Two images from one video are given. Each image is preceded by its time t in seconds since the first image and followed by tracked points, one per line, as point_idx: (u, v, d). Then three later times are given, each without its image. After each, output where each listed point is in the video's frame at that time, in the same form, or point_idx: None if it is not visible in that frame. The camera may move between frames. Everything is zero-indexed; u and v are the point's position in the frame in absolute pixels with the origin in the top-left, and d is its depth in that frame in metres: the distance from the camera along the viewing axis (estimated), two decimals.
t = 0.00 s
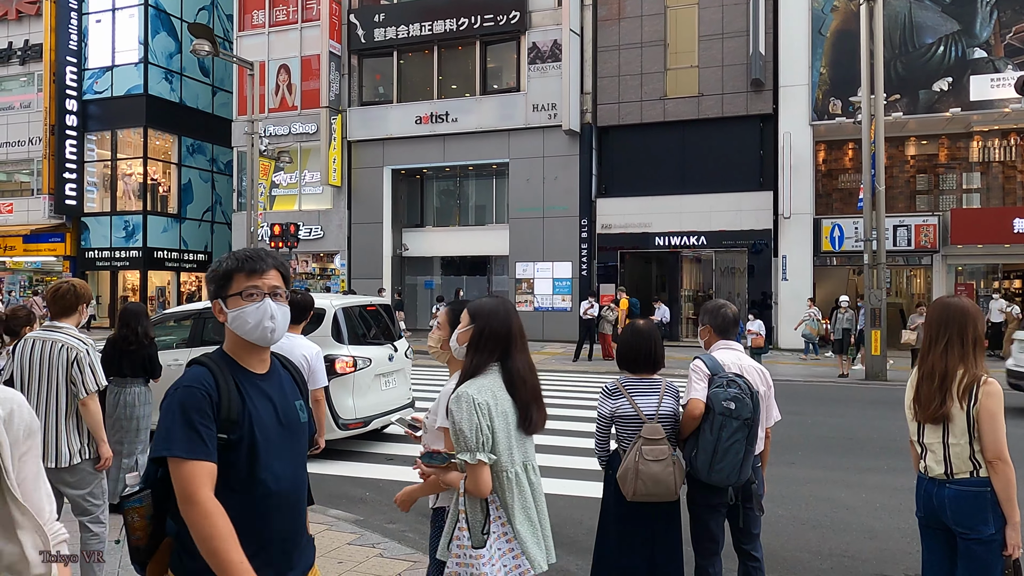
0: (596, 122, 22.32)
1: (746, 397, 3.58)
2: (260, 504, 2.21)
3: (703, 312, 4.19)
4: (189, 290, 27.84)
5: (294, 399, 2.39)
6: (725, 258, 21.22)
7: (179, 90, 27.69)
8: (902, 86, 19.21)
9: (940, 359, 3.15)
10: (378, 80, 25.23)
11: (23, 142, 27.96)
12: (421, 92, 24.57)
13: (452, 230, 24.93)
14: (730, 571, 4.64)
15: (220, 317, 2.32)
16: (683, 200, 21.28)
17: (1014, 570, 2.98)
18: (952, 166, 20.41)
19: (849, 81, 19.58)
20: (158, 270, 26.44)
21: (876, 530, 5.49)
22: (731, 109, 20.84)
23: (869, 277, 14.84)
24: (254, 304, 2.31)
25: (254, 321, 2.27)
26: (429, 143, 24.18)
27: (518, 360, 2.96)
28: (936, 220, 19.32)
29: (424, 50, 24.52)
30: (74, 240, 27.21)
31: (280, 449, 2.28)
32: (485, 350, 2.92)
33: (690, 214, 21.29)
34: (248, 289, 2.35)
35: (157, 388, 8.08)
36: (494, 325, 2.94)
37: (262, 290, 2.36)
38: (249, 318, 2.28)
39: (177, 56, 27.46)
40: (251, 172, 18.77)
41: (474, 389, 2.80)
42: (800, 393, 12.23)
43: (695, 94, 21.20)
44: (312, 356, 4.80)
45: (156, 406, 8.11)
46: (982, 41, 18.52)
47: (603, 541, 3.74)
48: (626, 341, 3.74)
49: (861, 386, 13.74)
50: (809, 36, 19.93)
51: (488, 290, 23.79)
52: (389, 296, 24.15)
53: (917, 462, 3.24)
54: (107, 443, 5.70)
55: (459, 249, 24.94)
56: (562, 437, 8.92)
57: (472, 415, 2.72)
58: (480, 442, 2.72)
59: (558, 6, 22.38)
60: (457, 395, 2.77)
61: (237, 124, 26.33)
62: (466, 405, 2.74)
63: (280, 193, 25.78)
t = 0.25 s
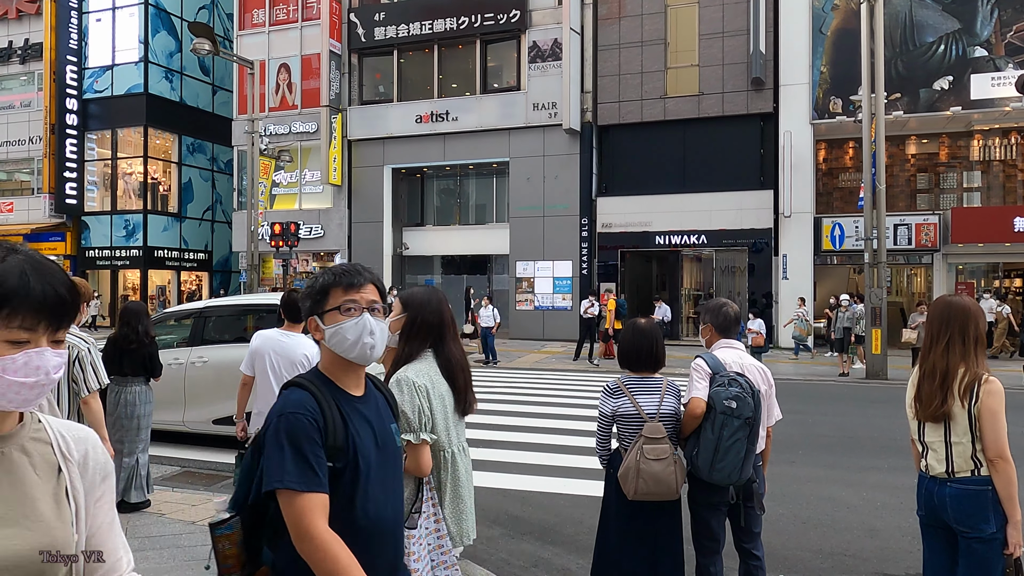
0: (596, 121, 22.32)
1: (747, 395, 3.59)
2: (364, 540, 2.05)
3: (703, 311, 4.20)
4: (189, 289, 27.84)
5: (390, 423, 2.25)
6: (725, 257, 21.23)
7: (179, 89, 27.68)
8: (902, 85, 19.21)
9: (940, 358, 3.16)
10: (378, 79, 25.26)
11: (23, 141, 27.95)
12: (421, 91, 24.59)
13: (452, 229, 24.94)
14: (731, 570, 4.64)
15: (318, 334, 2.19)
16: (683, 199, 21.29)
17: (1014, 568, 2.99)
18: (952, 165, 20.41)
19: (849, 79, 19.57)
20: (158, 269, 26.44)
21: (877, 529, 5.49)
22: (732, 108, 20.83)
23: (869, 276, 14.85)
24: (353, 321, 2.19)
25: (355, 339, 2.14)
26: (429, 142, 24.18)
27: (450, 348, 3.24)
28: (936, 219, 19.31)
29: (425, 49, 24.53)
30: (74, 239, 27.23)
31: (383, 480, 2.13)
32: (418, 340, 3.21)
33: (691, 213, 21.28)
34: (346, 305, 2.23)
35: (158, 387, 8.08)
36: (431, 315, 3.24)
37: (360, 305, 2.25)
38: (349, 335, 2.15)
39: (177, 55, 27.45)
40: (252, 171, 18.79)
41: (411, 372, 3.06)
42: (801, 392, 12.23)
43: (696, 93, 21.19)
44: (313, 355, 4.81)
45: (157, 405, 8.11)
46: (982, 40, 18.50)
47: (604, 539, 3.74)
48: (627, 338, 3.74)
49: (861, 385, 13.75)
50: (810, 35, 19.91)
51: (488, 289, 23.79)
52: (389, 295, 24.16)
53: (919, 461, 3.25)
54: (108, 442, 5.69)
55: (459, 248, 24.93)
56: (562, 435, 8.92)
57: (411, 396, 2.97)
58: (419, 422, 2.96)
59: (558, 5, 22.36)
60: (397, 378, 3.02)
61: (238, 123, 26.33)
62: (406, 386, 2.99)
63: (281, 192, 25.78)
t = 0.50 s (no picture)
0: (596, 120, 22.31)
1: (749, 394, 3.59)
2: (464, 534, 2.03)
3: (705, 310, 4.21)
4: (188, 288, 27.83)
5: (491, 415, 2.26)
6: (725, 256, 21.24)
7: (179, 88, 27.66)
8: (902, 84, 19.20)
9: (941, 357, 3.16)
10: (379, 78, 25.25)
11: (23, 140, 27.96)
12: (422, 90, 24.59)
13: (452, 228, 24.95)
14: (732, 569, 4.64)
15: (417, 318, 2.25)
16: (684, 198, 21.29)
17: (1016, 568, 2.98)
18: (952, 164, 20.41)
19: (850, 78, 19.55)
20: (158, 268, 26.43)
21: (877, 528, 5.50)
22: (732, 107, 20.82)
23: (869, 275, 14.85)
24: (454, 307, 2.22)
25: (454, 325, 2.17)
26: (428, 141, 24.19)
27: (377, 353, 3.61)
28: (937, 218, 19.30)
29: (425, 48, 24.51)
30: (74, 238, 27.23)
31: (483, 473, 2.12)
32: (346, 347, 3.56)
33: (691, 213, 21.28)
34: (447, 289, 2.27)
35: (158, 387, 8.09)
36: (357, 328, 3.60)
37: (461, 290, 2.28)
38: (449, 320, 2.18)
39: (177, 54, 27.43)
40: (252, 170, 18.81)
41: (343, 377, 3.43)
42: (801, 391, 12.24)
43: (696, 92, 21.18)
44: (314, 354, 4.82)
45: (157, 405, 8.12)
46: (983, 39, 18.48)
47: (605, 538, 3.74)
48: (628, 337, 3.75)
49: (861, 384, 13.76)
50: (810, 34, 19.89)
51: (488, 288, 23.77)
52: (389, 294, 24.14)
53: (920, 460, 3.25)
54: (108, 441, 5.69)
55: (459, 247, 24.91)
56: (563, 434, 8.93)
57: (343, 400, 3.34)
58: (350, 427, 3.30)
59: (558, 4, 22.34)
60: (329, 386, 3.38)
61: (238, 122, 26.33)
62: (337, 392, 3.36)
63: (280, 192, 25.77)
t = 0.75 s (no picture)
0: (596, 119, 22.30)
1: (749, 393, 3.59)
2: (577, 572, 1.96)
3: (705, 309, 4.22)
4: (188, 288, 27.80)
5: (597, 445, 2.21)
6: (725, 255, 21.22)
7: (179, 87, 27.64)
8: (901, 83, 19.22)
9: (940, 356, 3.17)
10: (378, 77, 25.22)
11: (22, 139, 27.96)
12: (421, 89, 24.59)
13: (452, 227, 24.95)
14: (731, 568, 4.65)
15: (521, 341, 2.23)
16: (683, 197, 21.31)
17: (1016, 567, 2.98)
18: (952, 163, 20.43)
19: (850, 77, 19.55)
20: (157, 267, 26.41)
21: (877, 527, 5.51)
22: (732, 106, 20.82)
23: (869, 274, 14.86)
24: (559, 329, 2.21)
25: (564, 347, 2.16)
26: (428, 140, 24.20)
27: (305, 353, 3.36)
28: (936, 217, 19.31)
29: (424, 47, 24.52)
30: (74, 237, 27.23)
31: (592, 508, 2.05)
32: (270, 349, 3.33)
33: (690, 212, 21.29)
34: (551, 309, 2.26)
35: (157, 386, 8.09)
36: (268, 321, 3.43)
37: (566, 310, 2.27)
38: (558, 342, 2.17)
39: (176, 53, 27.41)
40: (252, 169, 18.84)
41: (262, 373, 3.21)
42: (801, 390, 12.25)
43: (695, 91, 21.18)
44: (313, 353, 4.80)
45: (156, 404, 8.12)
46: (982, 38, 18.49)
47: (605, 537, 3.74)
48: (629, 336, 3.75)
49: (861, 383, 13.77)
50: (809, 32, 19.90)
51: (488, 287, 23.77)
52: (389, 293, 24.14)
53: (919, 459, 3.25)
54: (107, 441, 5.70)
55: (459, 246, 24.91)
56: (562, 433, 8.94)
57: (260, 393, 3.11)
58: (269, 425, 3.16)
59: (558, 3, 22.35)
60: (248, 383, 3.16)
61: (237, 121, 26.33)
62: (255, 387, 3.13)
63: (280, 191, 25.76)
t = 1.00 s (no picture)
0: (594, 118, 22.29)
1: (746, 392, 3.59)
2: None
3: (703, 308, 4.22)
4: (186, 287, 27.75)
5: (725, 456, 2.20)
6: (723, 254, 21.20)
7: (176, 86, 27.60)
8: (899, 83, 19.25)
9: (936, 355, 3.18)
10: (376, 76, 25.09)
11: (19, 138, 27.92)
12: (419, 88, 24.57)
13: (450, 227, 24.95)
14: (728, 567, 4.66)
15: (641, 339, 2.33)
16: (681, 196, 21.32)
17: (1012, 565, 2.98)
18: (949, 162, 20.46)
19: (848, 76, 19.55)
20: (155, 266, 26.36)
21: (874, 525, 5.52)
22: (730, 105, 20.84)
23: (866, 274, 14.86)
24: (684, 325, 2.31)
25: (688, 348, 2.25)
26: (426, 140, 24.20)
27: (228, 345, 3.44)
28: (933, 216, 19.35)
29: (422, 46, 24.49)
30: (71, 237, 27.18)
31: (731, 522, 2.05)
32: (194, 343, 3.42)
33: (688, 211, 21.30)
34: (674, 305, 2.35)
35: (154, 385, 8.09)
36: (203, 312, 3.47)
37: (690, 306, 2.36)
38: (681, 343, 2.26)
39: (174, 52, 27.36)
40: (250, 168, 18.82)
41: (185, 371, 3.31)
42: (798, 389, 12.28)
43: (693, 90, 21.18)
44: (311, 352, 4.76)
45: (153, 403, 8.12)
46: (980, 38, 18.50)
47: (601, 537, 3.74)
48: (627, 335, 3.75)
49: (858, 382, 13.79)
50: (807, 32, 19.91)
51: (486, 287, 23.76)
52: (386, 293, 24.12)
53: (916, 458, 3.26)
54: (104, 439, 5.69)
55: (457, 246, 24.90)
56: (560, 432, 8.95)
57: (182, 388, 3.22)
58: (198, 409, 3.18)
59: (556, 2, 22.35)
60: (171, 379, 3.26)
61: (235, 120, 26.31)
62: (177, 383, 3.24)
63: (278, 190, 25.78)
